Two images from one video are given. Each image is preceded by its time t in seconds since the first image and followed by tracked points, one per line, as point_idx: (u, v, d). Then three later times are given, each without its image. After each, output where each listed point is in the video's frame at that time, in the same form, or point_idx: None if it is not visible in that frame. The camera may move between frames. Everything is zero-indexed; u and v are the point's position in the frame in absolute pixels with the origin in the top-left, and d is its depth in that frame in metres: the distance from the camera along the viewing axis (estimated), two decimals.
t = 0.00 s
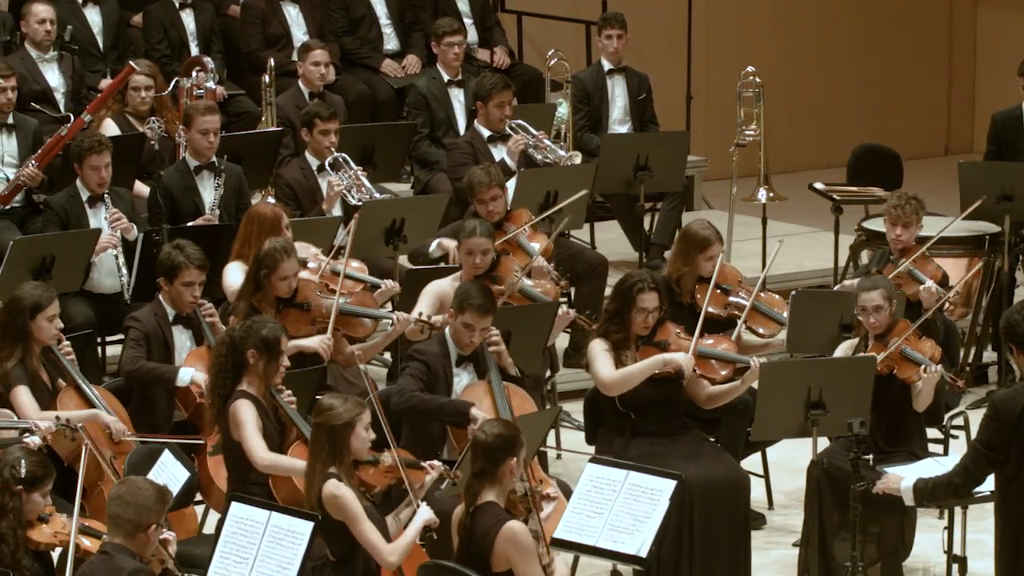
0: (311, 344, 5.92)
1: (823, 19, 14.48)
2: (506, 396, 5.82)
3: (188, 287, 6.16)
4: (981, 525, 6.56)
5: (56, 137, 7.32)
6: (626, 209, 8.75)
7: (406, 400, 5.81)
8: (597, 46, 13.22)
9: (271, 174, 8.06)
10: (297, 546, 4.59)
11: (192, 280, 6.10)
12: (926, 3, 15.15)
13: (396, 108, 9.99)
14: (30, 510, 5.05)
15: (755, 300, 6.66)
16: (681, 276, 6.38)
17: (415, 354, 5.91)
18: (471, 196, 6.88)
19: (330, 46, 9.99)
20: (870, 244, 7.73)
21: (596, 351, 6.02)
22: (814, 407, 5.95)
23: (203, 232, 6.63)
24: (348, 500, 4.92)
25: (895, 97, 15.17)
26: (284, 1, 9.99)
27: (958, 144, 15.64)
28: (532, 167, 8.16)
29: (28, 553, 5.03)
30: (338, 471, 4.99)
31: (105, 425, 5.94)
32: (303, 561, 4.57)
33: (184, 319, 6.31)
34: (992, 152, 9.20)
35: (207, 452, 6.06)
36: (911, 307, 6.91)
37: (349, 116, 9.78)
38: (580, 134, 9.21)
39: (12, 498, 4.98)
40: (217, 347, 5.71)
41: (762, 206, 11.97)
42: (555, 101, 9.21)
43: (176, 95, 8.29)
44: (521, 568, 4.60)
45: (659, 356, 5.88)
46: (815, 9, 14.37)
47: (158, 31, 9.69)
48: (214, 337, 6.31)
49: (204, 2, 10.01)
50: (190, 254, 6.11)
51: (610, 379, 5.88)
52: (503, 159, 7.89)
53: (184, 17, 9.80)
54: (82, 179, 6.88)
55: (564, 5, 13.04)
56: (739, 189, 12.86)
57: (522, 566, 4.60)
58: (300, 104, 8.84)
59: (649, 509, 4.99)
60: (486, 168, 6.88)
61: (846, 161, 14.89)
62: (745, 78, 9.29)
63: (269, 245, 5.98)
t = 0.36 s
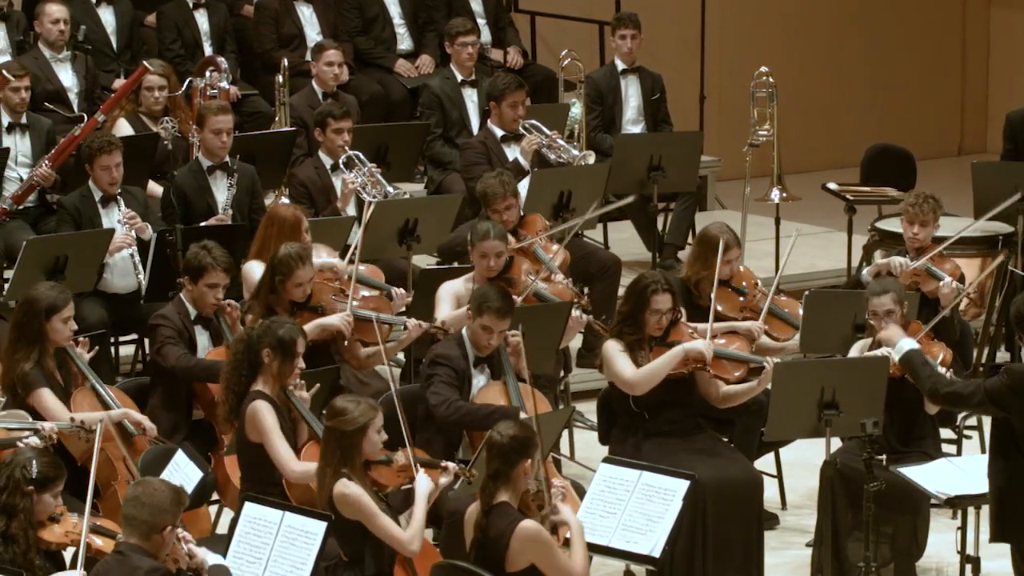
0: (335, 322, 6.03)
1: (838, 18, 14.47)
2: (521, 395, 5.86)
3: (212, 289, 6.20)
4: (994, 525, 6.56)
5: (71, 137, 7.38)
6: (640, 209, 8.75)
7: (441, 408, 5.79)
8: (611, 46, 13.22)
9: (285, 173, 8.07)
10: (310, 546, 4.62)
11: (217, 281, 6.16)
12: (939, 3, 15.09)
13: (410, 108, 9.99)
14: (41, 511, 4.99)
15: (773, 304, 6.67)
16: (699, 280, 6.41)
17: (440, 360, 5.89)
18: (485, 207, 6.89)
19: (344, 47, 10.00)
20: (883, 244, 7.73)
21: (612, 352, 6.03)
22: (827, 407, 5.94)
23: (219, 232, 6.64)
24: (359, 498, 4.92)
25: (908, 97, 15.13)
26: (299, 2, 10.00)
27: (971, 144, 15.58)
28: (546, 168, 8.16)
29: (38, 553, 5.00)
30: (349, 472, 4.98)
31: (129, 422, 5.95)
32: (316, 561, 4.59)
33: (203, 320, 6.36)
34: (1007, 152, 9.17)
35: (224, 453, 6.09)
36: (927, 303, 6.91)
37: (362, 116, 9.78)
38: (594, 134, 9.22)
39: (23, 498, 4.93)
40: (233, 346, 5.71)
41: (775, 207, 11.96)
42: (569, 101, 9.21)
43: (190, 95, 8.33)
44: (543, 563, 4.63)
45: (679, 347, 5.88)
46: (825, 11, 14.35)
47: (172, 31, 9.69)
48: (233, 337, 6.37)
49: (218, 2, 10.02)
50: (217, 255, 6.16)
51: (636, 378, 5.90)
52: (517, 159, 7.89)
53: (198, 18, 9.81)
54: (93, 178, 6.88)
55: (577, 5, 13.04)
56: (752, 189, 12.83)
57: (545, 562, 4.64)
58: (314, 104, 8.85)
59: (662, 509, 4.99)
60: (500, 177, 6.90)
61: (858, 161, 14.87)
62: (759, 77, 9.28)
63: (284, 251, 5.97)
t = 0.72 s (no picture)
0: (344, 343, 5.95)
1: (856, 17, 14.47)
2: (534, 395, 5.85)
3: (216, 285, 6.18)
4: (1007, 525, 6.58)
5: (84, 137, 7.41)
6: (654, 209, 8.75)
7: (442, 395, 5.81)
8: (623, 45, 13.22)
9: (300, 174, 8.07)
10: (324, 546, 4.57)
11: (220, 278, 6.12)
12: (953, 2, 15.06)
13: (423, 108, 9.99)
14: (55, 508, 4.96)
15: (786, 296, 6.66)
16: (710, 276, 6.39)
17: (448, 352, 5.92)
18: (499, 203, 6.86)
19: (358, 46, 10.01)
20: (896, 244, 7.75)
21: (623, 355, 6.03)
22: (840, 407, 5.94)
23: (228, 233, 6.63)
24: (375, 502, 4.89)
25: (922, 96, 15.08)
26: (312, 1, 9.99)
27: (986, 144, 15.51)
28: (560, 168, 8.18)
29: (54, 553, 5.00)
30: (365, 472, 4.96)
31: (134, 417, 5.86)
32: (330, 561, 4.54)
33: (211, 319, 6.33)
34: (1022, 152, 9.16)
35: (235, 453, 6.10)
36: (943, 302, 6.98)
37: (376, 116, 9.78)
38: (607, 134, 9.22)
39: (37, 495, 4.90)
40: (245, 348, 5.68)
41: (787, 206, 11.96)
42: (583, 101, 9.22)
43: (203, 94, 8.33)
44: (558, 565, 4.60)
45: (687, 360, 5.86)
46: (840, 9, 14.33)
47: (185, 31, 9.68)
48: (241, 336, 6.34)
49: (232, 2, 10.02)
50: (217, 252, 6.13)
51: (642, 388, 5.90)
52: (531, 158, 7.89)
53: (212, 17, 9.81)
54: (105, 187, 6.88)
55: (590, 4, 13.03)
56: (767, 188, 12.78)
57: (559, 563, 4.59)
58: (328, 103, 8.86)
59: (677, 509, 4.97)
60: (513, 175, 6.88)
61: (872, 160, 14.82)
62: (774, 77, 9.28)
63: (300, 248, 6.08)
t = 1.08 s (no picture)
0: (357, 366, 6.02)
1: (869, 21, 14.44)
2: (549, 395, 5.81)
3: (224, 287, 6.17)
4: None
5: (101, 136, 7.44)
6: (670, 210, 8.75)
7: (442, 388, 5.83)
8: (639, 46, 13.21)
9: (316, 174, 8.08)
10: (339, 546, 4.53)
11: (227, 280, 6.11)
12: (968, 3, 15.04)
13: (439, 108, 10.00)
14: (73, 506, 4.90)
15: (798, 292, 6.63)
16: (723, 274, 6.36)
17: (457, 349, 5.92)
18: (516, 194, 6.86)
19: (373, 46, 10.02)
20: (913, 245, 7.76)
21: (635, 353, 6.01)
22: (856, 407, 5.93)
23: (241, 233, 6.61)
24: (392, 500, 4.85)
25: (937, 97, 15.06)
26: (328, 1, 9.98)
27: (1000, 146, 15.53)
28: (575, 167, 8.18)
29: (72, 552, 4.95)
30: (380, 471, 4.93)
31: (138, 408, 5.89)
32: (345, 561, 4.50)
33: (221, 319, 6.30)
34: None
35: (248, 452, 6.05)
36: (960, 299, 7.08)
37: (392, 117, 9.79)
38: (624, 134, 9.21)
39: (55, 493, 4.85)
40: (260, 349, 5.66)
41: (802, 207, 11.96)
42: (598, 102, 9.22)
43: (219, 94, 8.35)
44: (570, 564, 4.50)
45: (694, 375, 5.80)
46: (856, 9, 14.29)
47: (201, 31, 9.68)
48: (254, 336, 6.28)
49: (248, 1, 10.01)
50: (224, 255, 6.13)
51: (644, 389, 5.88)
52: (547, 158, 7.88)
53: (227, 18, 9.82)
54: (116, 179, 6.91)
55: (606, 4, 13.02)
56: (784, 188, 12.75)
57: (570, 562, 4.50)
58: (343, 103, 8.87)
59: (692, 509, 4.96)
60: (531, 166, 6.86)
61: (887, 162, 14.79)
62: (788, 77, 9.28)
63: (314, 244, 6.10)
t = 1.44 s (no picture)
0: (373, 340, 6.05)
1: (883, 23, 14.36)
2: (566, 395, 5.82)
3: (245, 287, 6.17)
4: None
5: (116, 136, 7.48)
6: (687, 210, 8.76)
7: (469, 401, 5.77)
8: (655, 46, 13.19)
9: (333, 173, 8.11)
10: (356, 546, 4.53)
11: (249, 280, 6.12)
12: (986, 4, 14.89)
13: (456, 108, 10.01)
14: (90, 508, 4.82)
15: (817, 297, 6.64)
16: (741, 277, 6.41)
17: (479, 354, 5.91)
18: (533, 194, 6.91)
19: (390, 46, 10.04)
20: (929, 245, 7.81)
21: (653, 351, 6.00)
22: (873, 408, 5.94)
23: (258, 232, 6.63)
24: (405, 499, 4.85)
25: (954, 98, 14.94)
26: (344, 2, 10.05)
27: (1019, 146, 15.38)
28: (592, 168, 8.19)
29: (88, 552, 4.91)
30: (396, 472, 4.91)
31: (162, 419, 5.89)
32: (362, 561, 4.50)
33: (242, 319, 6.31)
34: None
35: (267, 451, 6.05)
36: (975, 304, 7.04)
37: (409, 117, 9.80)
38: (640, 134, 9.22)
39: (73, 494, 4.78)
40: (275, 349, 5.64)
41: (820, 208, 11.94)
42: (614, 102, 9.22)
43: (236, 94, 8.38)
44: (585, 557, 4.52)
45: (716, 356, 5.83)
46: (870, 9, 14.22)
47: (218, 31, 9.70)
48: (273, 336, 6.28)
49: (265, 2, 10.03)
50: (246, 255, 6.14)
51: (666, 379, 5.89)
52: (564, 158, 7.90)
53: (244, 18, 9.83)
54: (136, 174, 6.93)
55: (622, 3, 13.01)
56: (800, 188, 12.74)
57: (585, 557, 4.52)
58: (359, 103, 8.89)
59: (708, 509, 4.95)
60: (548, 167, 6.92)
61: (903, 163, 14.69)
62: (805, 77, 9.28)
63: (325, 246, 6.06)
